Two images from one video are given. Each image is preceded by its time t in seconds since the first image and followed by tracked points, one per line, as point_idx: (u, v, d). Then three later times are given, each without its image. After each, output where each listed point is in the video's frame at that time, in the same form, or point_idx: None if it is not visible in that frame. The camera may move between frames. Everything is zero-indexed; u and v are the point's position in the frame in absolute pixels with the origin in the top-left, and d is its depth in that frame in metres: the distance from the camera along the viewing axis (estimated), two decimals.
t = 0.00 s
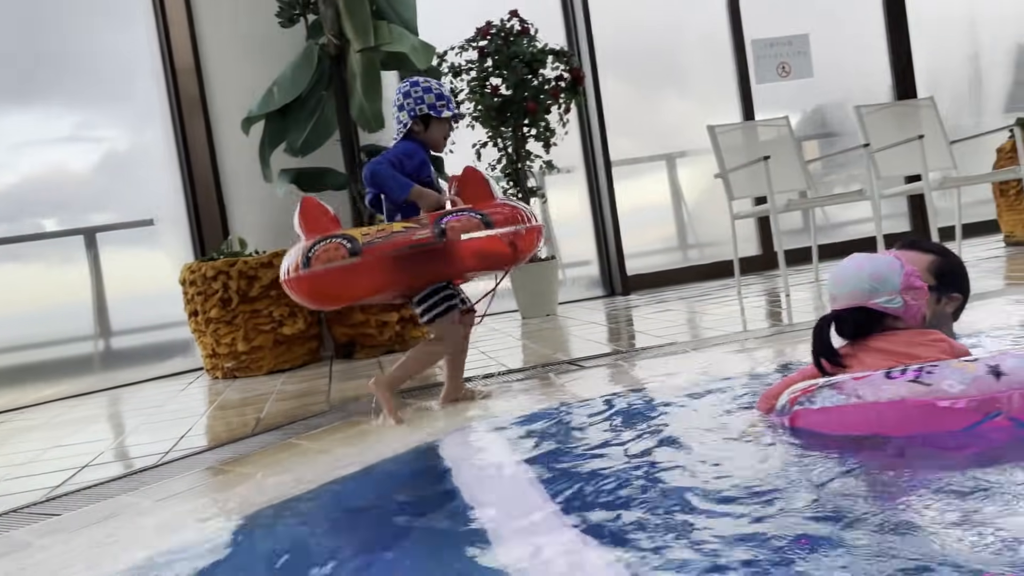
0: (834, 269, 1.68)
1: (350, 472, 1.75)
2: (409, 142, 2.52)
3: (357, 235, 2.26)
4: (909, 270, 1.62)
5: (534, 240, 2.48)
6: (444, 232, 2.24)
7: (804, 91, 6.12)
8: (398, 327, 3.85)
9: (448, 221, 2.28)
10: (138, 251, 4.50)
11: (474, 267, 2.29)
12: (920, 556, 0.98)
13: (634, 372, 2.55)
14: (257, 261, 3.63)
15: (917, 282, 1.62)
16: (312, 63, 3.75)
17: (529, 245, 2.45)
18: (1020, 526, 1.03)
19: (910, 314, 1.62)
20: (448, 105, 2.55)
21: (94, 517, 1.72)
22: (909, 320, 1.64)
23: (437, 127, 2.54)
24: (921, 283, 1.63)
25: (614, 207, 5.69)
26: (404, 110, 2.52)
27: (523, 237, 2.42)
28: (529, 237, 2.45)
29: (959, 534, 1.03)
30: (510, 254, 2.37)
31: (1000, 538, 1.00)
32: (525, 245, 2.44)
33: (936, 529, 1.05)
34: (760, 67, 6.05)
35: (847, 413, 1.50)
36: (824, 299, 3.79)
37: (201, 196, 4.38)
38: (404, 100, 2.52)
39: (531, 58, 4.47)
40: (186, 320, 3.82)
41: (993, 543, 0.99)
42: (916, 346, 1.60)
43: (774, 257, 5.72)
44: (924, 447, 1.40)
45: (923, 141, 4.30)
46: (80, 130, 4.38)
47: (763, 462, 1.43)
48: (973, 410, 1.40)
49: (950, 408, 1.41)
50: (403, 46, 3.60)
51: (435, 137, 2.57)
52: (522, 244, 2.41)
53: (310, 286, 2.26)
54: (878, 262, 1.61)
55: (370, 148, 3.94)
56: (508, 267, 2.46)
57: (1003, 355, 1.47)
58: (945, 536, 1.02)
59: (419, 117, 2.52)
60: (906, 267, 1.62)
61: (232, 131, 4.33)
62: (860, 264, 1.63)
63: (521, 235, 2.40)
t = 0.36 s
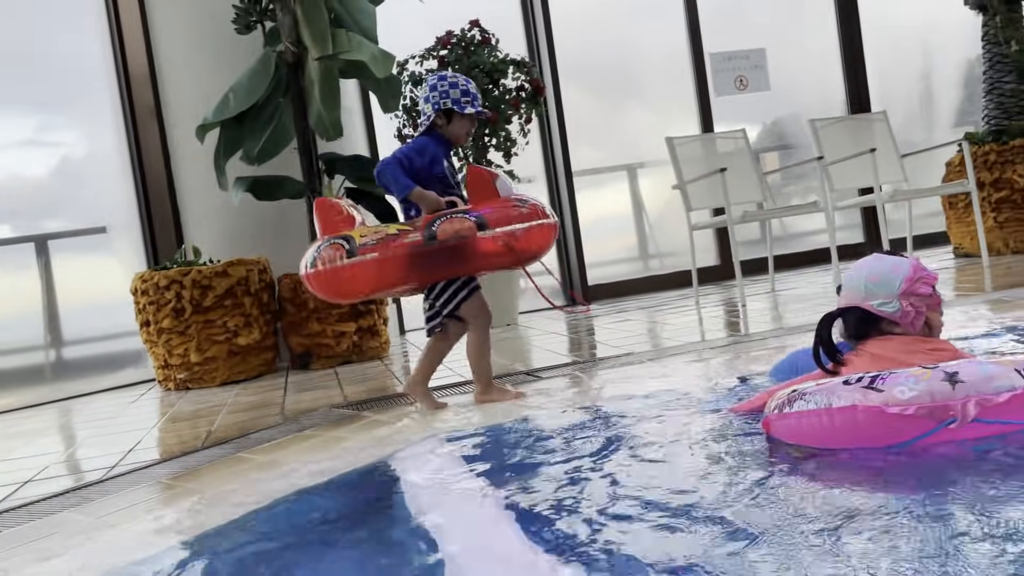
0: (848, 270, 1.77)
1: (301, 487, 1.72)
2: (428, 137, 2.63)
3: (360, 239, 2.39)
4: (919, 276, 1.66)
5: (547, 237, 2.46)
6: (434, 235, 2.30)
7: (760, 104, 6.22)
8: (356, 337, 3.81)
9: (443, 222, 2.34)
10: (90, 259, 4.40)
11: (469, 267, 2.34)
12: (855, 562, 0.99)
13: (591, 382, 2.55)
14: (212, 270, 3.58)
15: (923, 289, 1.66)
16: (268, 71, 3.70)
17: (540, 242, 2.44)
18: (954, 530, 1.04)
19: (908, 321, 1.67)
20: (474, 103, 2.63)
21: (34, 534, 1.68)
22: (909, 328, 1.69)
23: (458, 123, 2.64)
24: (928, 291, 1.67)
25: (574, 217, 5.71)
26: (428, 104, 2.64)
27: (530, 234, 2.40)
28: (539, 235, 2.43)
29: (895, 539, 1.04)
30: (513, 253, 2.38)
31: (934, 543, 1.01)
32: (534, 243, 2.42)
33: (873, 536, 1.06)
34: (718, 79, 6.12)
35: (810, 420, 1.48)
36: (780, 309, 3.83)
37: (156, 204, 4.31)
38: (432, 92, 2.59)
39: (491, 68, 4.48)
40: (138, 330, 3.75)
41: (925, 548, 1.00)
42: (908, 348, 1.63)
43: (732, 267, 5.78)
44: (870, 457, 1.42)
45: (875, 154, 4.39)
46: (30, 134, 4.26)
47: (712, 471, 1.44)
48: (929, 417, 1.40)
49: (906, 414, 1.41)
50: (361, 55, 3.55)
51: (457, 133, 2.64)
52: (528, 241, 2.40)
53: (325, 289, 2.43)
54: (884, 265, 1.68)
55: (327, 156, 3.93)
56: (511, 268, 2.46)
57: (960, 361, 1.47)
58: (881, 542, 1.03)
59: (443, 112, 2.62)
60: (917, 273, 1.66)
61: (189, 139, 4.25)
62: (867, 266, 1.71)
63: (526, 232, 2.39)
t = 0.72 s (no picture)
0: (890, 266, 1.56)
1: (262, 489, 1.70)
2: (449, 135, 2.55)
3: (374, 251, 2.44)
4: (972, 278, 1.49)
5: (557, 229, 2.36)
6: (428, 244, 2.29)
7: (726, 109, 6.30)
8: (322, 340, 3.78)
9: (438, 230, 2.32)
10: (50, 259, 4.29)
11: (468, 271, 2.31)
12: (814, 556, 1.00)
13: (558, 384, 2.55)
14: (175, 271, 3.54)
15: (978, 291, 1.48)
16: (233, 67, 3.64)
17: (547, 237, 2.34)
18: (910, 524, 1.05)
19: (961, 324, 1.49)
20: (496, 99, 2.55)
21: None
22: (959, 332, 1.50)
23: (479, 119, 2.56)
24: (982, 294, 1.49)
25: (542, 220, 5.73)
26: (450, 99, 2.55)
27: (530, 232, 2.31)
28: (544, 229, 2.33)
29: (855, 537, 1.05)
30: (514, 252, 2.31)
31: (890, 538, 1.02)
32: (540, 238, 2.33)
33: (831, 531, 1.07)
34: (684, 85, 6.18)
35: (813, 414, 1.50)
36: (746, 312, 3.87)
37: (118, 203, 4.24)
38: (453, 87, 2.54)
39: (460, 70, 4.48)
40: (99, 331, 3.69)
41: (882, 541, 1.01)
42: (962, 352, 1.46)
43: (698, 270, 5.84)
44: (832, 455, 1.43)
45: (838, 159, 4.47)
46: None
47: (676, 472, 1.44)
48: (920, 426, 1.35)
49: (899, 421, 1.38)
50: (328, 54, 3.51)
51: (477, 129, 2.57)
52: (532, 238, 2.31)
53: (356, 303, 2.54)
54: (937, 261, 1.49)
55: (293, 155, 3.90)
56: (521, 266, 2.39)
57: (978, 368, 1.37)
58: (840, 537, 1.04)
59: (464, 108, 2.54)
60: (971, 274, 1.49)
61: (152, 137, 4.19)
62: (918, 262, 1.51)
63: (525, 230, 2.30)
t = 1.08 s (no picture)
0: (886, 269, 1.59)
1: (221, 494, 1.66)
2: (449, 133, 2.49)
3: (364, 265, 2.52)
4: (967, 278, 1.55)
5: (532, 231, 2.36)
6: (402, 257, 2.34)
7: (693, 113, 6.34)
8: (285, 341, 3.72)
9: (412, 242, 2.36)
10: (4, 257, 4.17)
11: (443, 280, 2.34)
12: (780, 559, 1.00)
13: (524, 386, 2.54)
14: (133, 270, 3.46)
15: (972, 291, 1.55)
16: (196, 64, 3.60)
17: (521, 240, 2.35)
18: (868, 528, 1.05)
19: (960, 322, 1.53)
20: (501, 97, 2.47)
21: None
22: (958, 332, 1.54)
23: (481, 117, 2.49)
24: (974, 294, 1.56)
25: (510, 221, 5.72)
26: (454, 95, 2.48)
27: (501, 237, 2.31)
28: (516, 233, 2.34)
29: (813, 539, 1.05)
30: (487, 257, 2.33)
31: (855, 541, 1.02)
32: (513, 242, 2.34)
33: (797, 534, 1.07)
34: (652, 88, 6.21)
35: (790, 398, 1.51)
36: (712, 314, 3.90)
37: (76, 200, 4.15)
38: (458, 83, 2.46)
39: (428, 69, 4.45)
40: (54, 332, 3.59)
41: (847, 544, 1.01)
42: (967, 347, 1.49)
43: (665, 273, 5.87)
44: (796, 455, 1.44)
45: (802, 163, 4.52)
46: None
47: (641, 474, 1.44)
48: (894, 410, 1.37)
49: (875, 405, 1.39)
50: (293, 51, 3.46)
51: (479, 126, 2.50)
52: (504, 243, 2.33)
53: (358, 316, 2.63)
54: (935, 262, 1.55)
55: (257, 153, 3.84)
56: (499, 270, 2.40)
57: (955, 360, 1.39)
58: (806, 541, 1.04)
59: (468, 105, 2.47)
60: (965, 274, 1.55)
61: (111, 132, 4.10)
62: (916, 262, 1.56)
63: (495, 236, 2.32)
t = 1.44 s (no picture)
0: (879, 273, 1.57)
1: (196, 502, 1.63)
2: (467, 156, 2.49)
3: (376, 286, 2.54)
4: (960, 288, 1.50)
5: (547, 258, 2.35)
6: (419, 287, 2.36)
7: (678, 125, 6.39)
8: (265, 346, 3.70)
9: (428, 271, 2.37)
10: None
11: (460, 309, 2.37)
12: (757, 569, 1.00)
13: (506, 395, 2.53)
14: (113, 272, 3.43)
15: (964, 301, 1.50)
16: (181, 67, 3.57)
17: (537, 269, 2.34)
18: (844, 540, 1.06)
19: (945, 333, 1.50)
20: (516, 115, 2.49)
21: None
22: (943, 341, 1.51)
23: (499, 137, 2.49)
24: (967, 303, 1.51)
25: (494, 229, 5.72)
26: (468, 116, 2.46)
27: (517, 268, 2.31)
28: (532, 263, 2.33)
29: (790, 549, 1.05)
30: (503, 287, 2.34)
31: (837, 554, 1.02)
32: (529, 272, 2.34)
33: (780, 547, 1.06)
34: (637, 99, 6.24)
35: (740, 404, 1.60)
36: (694, 325, 3.92)
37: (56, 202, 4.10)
38: (473, 104, 2.45)
39: (414, 76, 4.45)
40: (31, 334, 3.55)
41: (829, 558, 1.01)
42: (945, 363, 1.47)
43: (648, 283, 5.89)
44: (776, 467, 1.43)
45: (785, 177, 4.55)
46: None
47: (621, 485, 1.43)
48: (802, 420, 1.48)
49: (791, 414, 1.51)
50: (279, 56, 3.45)
51: (495, 145, 2.50)
52: (520, 273, 2.32)
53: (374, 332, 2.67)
54: (925, 271, 1.51)
55: (240, 157, 3.83)
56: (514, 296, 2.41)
57: (873, 371, 1.48)
58: (789, 554, 1.03)
59: (484, 125, 2.46)
60: (958, 284, 1.50)
61: (93, 134, 4.07)
62: (906, 270, 1.52)
63: (511, 268, 2.31)
